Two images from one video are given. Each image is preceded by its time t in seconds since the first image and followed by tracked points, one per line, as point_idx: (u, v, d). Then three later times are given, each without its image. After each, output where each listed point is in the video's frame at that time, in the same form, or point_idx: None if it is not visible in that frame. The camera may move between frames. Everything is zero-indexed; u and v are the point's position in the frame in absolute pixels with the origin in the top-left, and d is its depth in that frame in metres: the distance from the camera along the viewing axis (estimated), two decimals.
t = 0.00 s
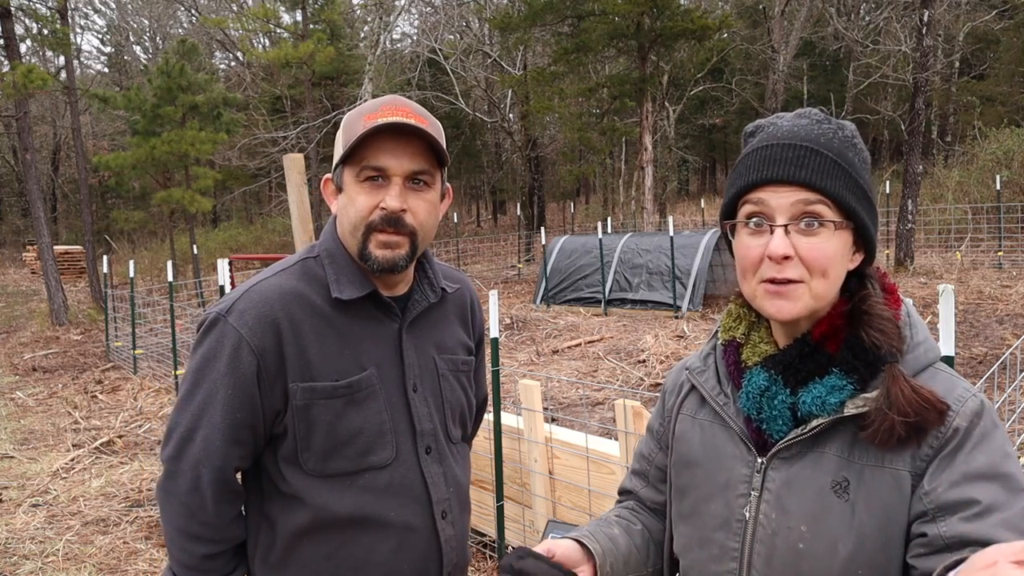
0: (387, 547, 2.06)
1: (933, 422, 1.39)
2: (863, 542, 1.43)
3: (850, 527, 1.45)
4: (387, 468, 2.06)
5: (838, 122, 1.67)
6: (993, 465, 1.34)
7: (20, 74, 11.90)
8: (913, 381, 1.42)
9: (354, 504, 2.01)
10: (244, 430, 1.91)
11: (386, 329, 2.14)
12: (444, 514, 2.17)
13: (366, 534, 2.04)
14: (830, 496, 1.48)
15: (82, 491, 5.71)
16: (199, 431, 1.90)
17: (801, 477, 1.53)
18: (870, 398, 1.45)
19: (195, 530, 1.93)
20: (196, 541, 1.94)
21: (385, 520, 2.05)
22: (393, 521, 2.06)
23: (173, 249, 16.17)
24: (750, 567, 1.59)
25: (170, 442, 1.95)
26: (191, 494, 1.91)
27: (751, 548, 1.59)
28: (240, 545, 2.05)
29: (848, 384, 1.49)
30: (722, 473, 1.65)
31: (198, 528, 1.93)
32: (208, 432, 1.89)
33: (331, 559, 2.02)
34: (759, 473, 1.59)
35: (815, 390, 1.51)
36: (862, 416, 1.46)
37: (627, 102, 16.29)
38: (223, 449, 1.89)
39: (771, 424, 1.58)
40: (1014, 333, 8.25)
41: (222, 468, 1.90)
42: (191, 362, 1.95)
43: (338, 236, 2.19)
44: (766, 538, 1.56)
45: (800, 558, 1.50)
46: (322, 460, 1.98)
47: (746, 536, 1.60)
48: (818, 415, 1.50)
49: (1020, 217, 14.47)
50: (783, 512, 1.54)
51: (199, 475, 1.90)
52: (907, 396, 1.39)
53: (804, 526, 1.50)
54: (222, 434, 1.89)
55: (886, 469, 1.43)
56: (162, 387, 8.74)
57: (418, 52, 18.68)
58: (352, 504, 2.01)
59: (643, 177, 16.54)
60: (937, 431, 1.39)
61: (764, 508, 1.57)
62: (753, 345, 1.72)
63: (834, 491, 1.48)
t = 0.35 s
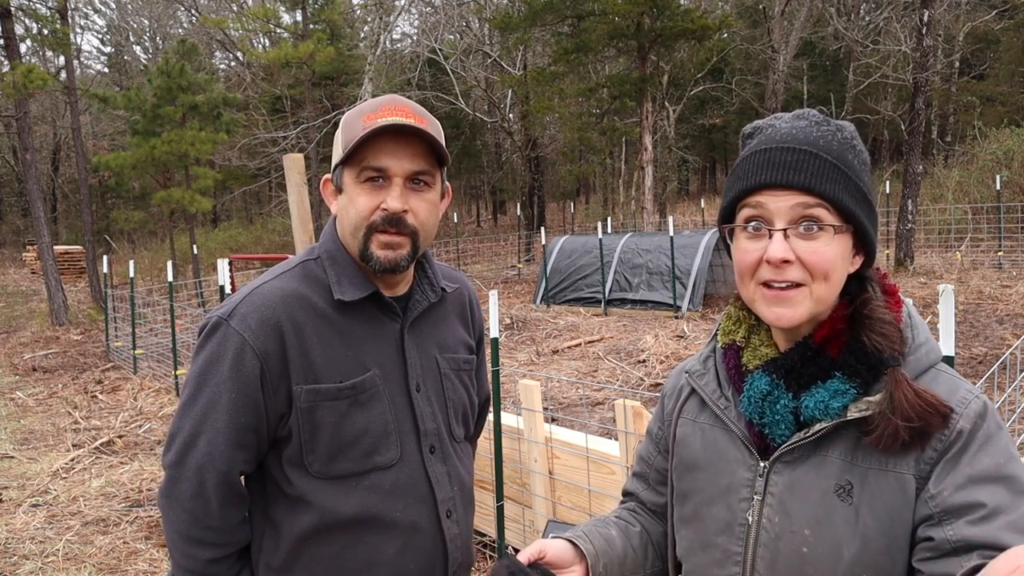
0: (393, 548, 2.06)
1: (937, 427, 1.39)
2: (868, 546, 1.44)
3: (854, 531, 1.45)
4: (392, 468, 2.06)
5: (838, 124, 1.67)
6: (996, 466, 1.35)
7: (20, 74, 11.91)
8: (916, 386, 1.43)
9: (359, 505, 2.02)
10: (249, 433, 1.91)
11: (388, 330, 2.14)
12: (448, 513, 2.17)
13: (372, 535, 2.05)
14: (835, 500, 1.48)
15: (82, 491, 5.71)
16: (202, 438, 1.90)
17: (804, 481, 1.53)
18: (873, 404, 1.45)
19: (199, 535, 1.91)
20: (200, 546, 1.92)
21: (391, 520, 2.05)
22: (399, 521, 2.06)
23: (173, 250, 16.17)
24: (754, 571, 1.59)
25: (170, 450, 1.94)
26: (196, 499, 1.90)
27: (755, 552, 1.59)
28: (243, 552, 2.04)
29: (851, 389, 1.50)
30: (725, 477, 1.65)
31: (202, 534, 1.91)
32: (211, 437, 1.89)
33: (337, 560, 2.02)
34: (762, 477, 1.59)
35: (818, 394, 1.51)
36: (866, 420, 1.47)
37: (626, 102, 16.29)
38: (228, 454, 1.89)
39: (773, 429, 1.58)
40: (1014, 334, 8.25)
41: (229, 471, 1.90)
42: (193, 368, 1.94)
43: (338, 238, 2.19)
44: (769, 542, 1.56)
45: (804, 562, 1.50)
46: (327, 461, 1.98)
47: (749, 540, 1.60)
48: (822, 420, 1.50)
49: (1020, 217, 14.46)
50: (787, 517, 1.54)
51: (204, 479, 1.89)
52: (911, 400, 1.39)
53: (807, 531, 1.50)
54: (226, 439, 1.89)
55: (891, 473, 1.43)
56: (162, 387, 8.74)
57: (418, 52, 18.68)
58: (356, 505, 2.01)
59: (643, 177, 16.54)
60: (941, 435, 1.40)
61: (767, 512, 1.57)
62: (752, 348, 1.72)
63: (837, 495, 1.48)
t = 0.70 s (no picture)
0: (394, 549, 2.07)
1: (934, 427, 1.40)
2: (867, 547, 1.44)
3: (854, 532, 1.45)
4: (392, 469, 2.06)
5: (837, 124, 1.67)
6: (993, 467, 1.35)
7: (20, 74, 11.91)
8: (913, 385, 1.42)
9: (359, 507, 2.01)
10: (249, 434, 1.91)
11: (386, 330, 2.14)
12: (448, 513, 2.17)
13: (373, 535, 2.04)
14: (834, 501, 1.48)
15: (82, 491, 5.71)
16: (201, 441, 1.89)
17: (803, 483, 1.53)
18: (869, 404, 1.45)
19: (198, 540, 1.90)
20: (200, 550, 1.91)
21: (391, 521, 2.05)
22: (398, 522, 2.06)
23: (173, 249, 16.17)
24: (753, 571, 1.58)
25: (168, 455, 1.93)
26: (195, 503, 1.89)
27: (754, 553, 1.59)
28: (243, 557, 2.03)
29: (849, 389, 1.49)
30: (724, 478, 1.65)
31: (202, 538, 1.91)
32: (210, 440, 1.88)
33: (337, 562, 2.02)
34: (761, 479, 1.59)
35: (817, 396, 1.51)
36: (863, 421, 1.46)
37: (627, 102, 16.29)
38: (227, 456, 1.89)
39: (772, 430, 1.58)
40: (1014, 334, 8.25)
41: (229, 473, 1.89)
42: (191, 371, 1.93)
43: (335, 238, 2.19)
44: (769, 543, 1.56)
45: (803, 563, 1.50)
46: (326, 462, 1.98)
47: (749, 542, 1.60)
48: (820, 421, 1.51)
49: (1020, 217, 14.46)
50: (786, 518, 1.54)
51: (203, 482, 1.88)
52: (908, 400, 1.39)
53: (807, 532, 1.50)
54: (226, 441, 1.88)
55: (889, 474, 1.44)
56: (162, 387, 8.74)
57: (418, 52, 18.69)
58: (355, 506, 2.01)
59: (643, 177, 16.54)
60: (938, 436, 1.40)
61: (766, 514, 1.57)
62: (751, 350, 1.72)
63: (837, 496, 1.48)
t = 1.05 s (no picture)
0: (392, 550, 2.07)
1: (931, 423, 1.40)
2: (868, 545, 1.44)
3: (855, 531, 1.46)
4: (390, 468, 2.06)
5: (837, 120, 1.67)
6: (983, 467, 1.36)
7: (20, 74, 11.91)
8: (912, 380, 1.42)
9: (357, 506, 2.01)
10: (249, 435, 1.91)
11: (385, 329, 2.14)
12: (447, 512, 2.18)
13: (371, 536, 2.04)
14: (834, 500, 1.48)
15: (82, 491, 5.70)
16: (199, 443, 1.89)
17: (804, 481, 1.53)
18: (869, 400, 1.45)
19: (198, 541, 1.91)
20: (200, 552, 1.91)
21: (389, 521, 2.05)
22: (396, 522, 2.06)
23: (173, 250, 16.17)
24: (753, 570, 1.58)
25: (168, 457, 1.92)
26: (195, 504, 1.89)
27: (755, 552, 1.59)
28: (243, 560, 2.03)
29: (850, 385, 1.50)
30: (725, 477, 1.64)
31: (204, 540, 1.91)
32: (209, 441, 1.88)
33: (336, 562, 2.02)
34: (762, 478, 1.59)
35: (817, 392, 1.51)
36: (863, 418, 1.46)
37: (627, 102, 16.29)
38: (227, 456, 1.89)
39: (772, 428, 1.58)
40: (1014, 334, 8.25)
41: (228, 474, 1.89)
42: (189, 371, 1.93)
43: (333, 235, 2.19)
44: (771, 542, 1.56)
45: (805, 563, 1.50)
46: (325, 461, 1.98)
47: (749, 541, 1.60)
48: (821, 417, 1.50)
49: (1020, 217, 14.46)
50: (787, 517, 1.54)
51: (203, 483, 1.88)
52: (907, 394, 1.39)
53: (809, 530, 1.50)
54: (225, 442, 1.89)
55: (888, 472, 1.44)
56: (162, 387, 8.74)
57: (418, 52, 18.68)
58: (354, 505, 2.01)
59: (643, 177, 16.53)
60: (931, 434, 1.41)
61: (767, 512, 1.57)
62: (752, 349, 1.73)
63: (838, 494, 1.48)
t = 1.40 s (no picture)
0: (393, 548, 2.07)
1: (922, 422, 1.40)
2: (862, 544, 1.44)
3: (850, 529, 1.46)
4: (391, 467, 2.06)
5: (832, 122, 1.67)
6: (975, 465, 1.36)
7: (20, 74, 11.91)
8: (904, 379, 1.43)
9: (356, 505, 2.01)
10: (250, 434, 1.91)
11: (383, 328, 2.14)
12: (447, 511, 2.18)
13: (372, 534, 2.04)
14: (829, 499, 1.48)
15: (82, 491, 5.71)
16: (200, 444, 1.89)
17: (800, 480, 1.53)
18: (861, 399, 1.45)
19: (201, 542, 1.91)
20: (202, 553, 1.91)
21: (390, 519, 2.06)
22: (396, 520, 2.07)
23: (173, 250, 16.17)
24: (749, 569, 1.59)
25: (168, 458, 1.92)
26: (197, 505, 1.89)
27: (751, 551, 1.59)
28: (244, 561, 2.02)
29: (843, 384, 1.50)
30: (721, 476, 1.65)
31: (207, 541, 1.91)
32: (210, 440, 1.88)
33: (336, 561, 2.02)
34: (757, 477, 1.59)
35: (811, 391, 1.51)
36: (856, 417, 1.46)
37: (627, 101, 16.28)
38: (227, 456, 1.89)
39: (766, 427, 1.58)
40: (1014, 334, 8.24)
41: (231, 474, 1.89)
42: (188, 372, 1.93)
43: (332, 234, 2.19)
44: (767, 541, 1.56)
45: (801, 562, 1.50)
46: (324, 461, 1.98)
47: (745, 540, 1.60)
48: (814, 416, 1.51)
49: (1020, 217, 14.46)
50: (783, 516, 1.54)
51: (205, 484, 1.88)
52: (899, 393, 1.39)
53: (803, 529, 1.51)
54: (226, 443, 1.88)
55: (881, 472, 1.44)
56: (162, 387, 8.74)
57: (418, 52, 18.69)
58: (353, 504, 2.00)
59: (643, 177, 16.54)
60: (925, 433, 1.41)
61: (763, 511, 1.57)
62: (747, 348, 1.73)
63: (832, 493, 1.48)
